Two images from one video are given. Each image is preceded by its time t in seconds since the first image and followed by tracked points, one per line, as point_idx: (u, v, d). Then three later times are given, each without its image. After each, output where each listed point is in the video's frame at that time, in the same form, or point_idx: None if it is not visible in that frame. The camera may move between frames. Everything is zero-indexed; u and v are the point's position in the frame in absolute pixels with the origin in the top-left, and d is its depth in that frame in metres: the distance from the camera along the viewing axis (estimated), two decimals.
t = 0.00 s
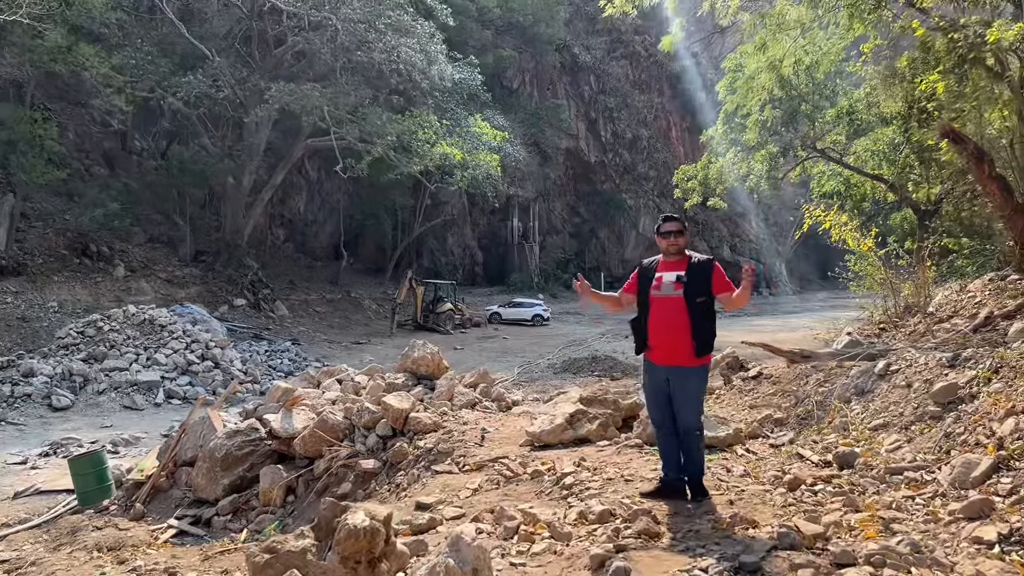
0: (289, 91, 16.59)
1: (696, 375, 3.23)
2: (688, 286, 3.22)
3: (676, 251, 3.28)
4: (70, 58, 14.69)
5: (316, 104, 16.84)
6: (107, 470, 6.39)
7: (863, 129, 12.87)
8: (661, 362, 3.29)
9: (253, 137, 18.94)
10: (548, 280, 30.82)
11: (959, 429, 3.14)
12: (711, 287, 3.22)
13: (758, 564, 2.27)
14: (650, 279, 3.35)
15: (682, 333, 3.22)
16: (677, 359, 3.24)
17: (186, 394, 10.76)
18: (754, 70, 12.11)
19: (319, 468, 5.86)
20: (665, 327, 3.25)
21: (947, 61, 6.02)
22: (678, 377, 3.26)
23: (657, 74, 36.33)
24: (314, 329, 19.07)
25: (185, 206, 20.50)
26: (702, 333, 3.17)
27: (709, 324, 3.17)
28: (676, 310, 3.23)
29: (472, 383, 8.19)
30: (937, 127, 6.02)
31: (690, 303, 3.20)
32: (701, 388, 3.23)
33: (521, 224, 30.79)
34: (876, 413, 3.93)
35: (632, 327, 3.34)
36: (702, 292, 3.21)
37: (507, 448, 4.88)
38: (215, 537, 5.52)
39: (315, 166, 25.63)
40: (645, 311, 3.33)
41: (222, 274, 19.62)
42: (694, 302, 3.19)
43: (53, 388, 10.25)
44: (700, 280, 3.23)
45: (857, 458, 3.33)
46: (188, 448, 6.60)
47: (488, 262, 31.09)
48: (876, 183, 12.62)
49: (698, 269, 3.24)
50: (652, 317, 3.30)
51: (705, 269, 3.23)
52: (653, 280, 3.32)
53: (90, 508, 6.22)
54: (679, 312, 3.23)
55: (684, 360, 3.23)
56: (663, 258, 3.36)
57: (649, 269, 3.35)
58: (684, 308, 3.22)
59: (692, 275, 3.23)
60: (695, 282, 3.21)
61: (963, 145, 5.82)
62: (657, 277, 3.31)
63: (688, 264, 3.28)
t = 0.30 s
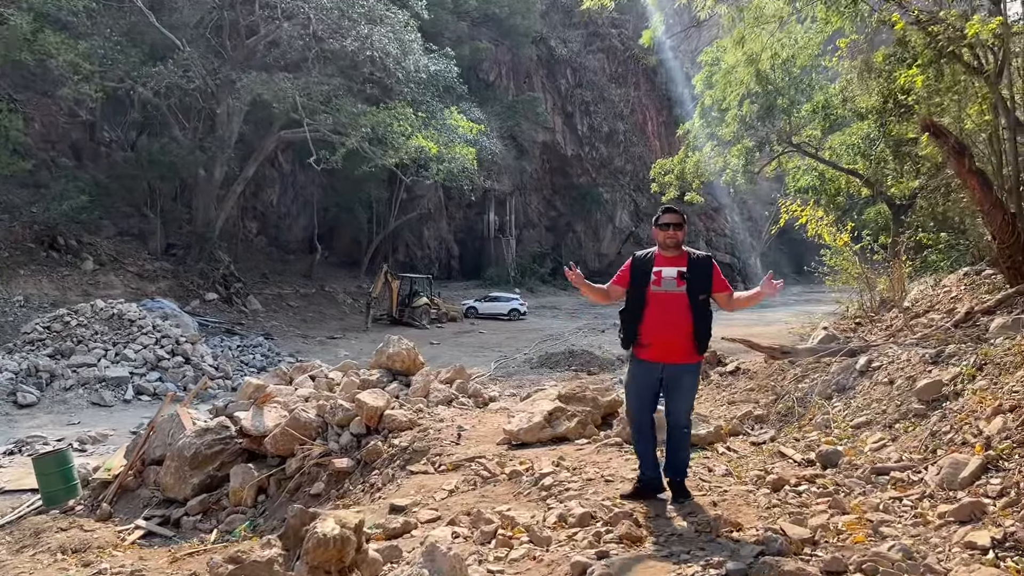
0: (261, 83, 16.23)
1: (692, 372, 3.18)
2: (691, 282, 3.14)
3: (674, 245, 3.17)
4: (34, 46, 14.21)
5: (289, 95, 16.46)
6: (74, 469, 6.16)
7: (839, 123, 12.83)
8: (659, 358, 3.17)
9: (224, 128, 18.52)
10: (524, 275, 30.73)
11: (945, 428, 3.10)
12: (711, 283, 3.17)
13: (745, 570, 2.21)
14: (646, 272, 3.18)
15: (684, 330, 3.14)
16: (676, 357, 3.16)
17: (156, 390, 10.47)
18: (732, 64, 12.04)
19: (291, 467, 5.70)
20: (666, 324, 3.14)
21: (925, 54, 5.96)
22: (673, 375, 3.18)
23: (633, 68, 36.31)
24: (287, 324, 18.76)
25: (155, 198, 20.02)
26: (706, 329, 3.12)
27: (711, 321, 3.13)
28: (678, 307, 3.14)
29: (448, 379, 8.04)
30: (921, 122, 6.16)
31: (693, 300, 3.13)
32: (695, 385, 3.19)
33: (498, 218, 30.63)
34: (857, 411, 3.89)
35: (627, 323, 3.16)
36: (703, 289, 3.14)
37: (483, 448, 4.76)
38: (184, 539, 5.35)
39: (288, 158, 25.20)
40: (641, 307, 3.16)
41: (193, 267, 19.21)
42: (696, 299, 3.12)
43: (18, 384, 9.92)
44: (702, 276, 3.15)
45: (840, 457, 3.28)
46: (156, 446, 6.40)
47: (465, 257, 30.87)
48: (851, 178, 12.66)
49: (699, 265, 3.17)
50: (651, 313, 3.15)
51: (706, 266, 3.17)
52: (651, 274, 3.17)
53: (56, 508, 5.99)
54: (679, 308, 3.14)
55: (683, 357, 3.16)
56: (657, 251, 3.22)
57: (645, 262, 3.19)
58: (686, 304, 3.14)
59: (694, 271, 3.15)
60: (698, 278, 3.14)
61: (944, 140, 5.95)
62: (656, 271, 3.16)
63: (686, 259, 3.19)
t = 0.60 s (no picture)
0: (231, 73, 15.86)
1: (678, 366, 3.10)
2: (677, 274, 3.05)
3: (659, 235, 3.07)
4: None
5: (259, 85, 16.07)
6: (37, 467, 5.87)
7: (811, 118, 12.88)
8: (645, 352, 3.07)
9: (193, 119, 18.08)
10: (500, 268, 30.62)
11: (926, 422, 3.05)
12: (697, 274, 3.09)
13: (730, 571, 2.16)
14: (632, 263, 3.09)
15: (671, 322, 3.05)
16: (662, 349, 3.07)
17: (124, 385, 10.15)
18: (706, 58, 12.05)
19: (260, 464, 5.53)
20: (653, 316, 3.04)
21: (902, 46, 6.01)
22: (659, 369, 3.09)
23: (607, 61, 36.29)
24: (259, 318, 18.42)
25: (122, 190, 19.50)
26: (693, 322, 3.04)
27: (698, 313, 3.06)
28: (665, 299, 3.05)
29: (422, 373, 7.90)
30: (897, 113, 6.24)
31: (680, 291, 3.04)
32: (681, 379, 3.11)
33: (473, 211, 30.43)
34: (835, 405, 3.84)
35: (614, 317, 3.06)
36: (690, 281, 3.06)
37: (457, 445, 4.65)
38: (149, 538, 5.15)
39: (259, 149, 24.73)
40: (627, 299, 3.07)
41: (163, 260, 18.76)
42: (683, 291, 3.04)
43: None
44: (688, 268, 3.07)
45: (820, 452, 3.22)
46: (122, 443, 6.19)
47: (439, 250, 30.64)
48: (823, 171, 12.73)
49: (685, 256, 3.08)
50: (638, 306, 3.06)
51: (692, 256, 3.09)
52: (637, 265, 3.07)
53: (17, 508, 5.71)
54: (665, 300, 3.06)
55: (669, 351, 3.07)
56: (641, 242, 3.12)
57: (631, 253, 3.09)
58: (673, 296, 3.06)
59: (680, 262, 3.06)
60: (684, 269, 3.05)
61: (919, 131, 6.01)
62: (642, 263, 3.07)
63: (671, 250, 3.10)
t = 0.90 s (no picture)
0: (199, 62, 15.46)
1: (649, 363, 3.01)
2: (649, 269, 2.95)
3: (630, 229, 2.97)
4: None
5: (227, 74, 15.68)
6: None
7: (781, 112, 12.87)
8: (617, 349, 2.98)
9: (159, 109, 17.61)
10: (473, 261, 30.46)
11: (903, 420, 3.01)
12: (669, 268, 3.00)
13: None
14: (603, 258, 2.97)
15: (642, 319, 2.96)
16: (634, 347, 2.98)
17: (87, 380, 9.83)
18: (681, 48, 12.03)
19: (223, 462, 5.33)
20: (625, 313, 2.95)
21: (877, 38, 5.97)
22: (630, 366, 3.01)
23: (580, 55, 36.24)
24: (228, 312, 18.04)
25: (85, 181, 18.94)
26: (664, 319, 2.96)
27: (670, 309, 2.98)
28: (637, 295, 2.96)
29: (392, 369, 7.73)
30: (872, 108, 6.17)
31: (652, 287, 2.96)
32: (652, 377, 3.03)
33: (445, 204, 30.20)
34: (809, 402, 3.79)
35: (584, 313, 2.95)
36: (662, 276, 2.97)
37: (426, 443, 4.53)
38: (109, 538, 4.93)
39: (228, 140, 24.23)
40: (599, 295, 2.96)
41: (128, 253, 18.27)
42: (655, 287, 2.95)
43: None
44: (660, 262, 2.98)
45: (794, 450, 3.16)
46: (82, 441, 5.95)
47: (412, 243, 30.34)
48: (793, 166, 12.78)
49: (657, 250, 2.99)
50: (610, 303, 2.96)
51: (664, 250, 3.00)
52: (608, 261, 2.96)
53: None
54: (637, 297, 2.96)
55: (640, 348, 2.99)
56: (612, 236, 3.01)
57: (602, 248, 2.98)
58: (644, 293, 2.96)
59: (652, 257, 2.97)
60: (656, 264, 2.96)
61: (893, 125, 5.92)
62: (613, 258, 2.96)
63: (643, 244, 3.00)
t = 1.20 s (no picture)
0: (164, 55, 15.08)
1: (622, 363, 2.93)
2: (624, 267, 2.87)
3: (605, 225, 2.88)
4: None
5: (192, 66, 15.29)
6: None
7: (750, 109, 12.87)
8: (589, 349, 2.89)
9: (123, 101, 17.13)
10: (446, 258, 30.27)
11: (880, 421, 2.98)
12: (644, 264, 2.92)
13: None
14: (576, 253, 2.88)
15: (616, 317, 2.87)
16: (608, 346, 2.89)
17: (49, 378, 9.50)
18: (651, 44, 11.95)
19: (187, 464, 5.14)
20: (599, 311, 2.86)
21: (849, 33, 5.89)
22: (603, 366, 2.92)
23: (553, 52, 36.17)
24: (195, 308, 17.65)
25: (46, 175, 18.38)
26: (638, 318, 2.88)
27: (644, 307, 2.89)
28: (611, 292, 2.87)
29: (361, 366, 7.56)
30: (843, 104, 6.07)
31: (627, 285, 2.87)
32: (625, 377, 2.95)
33: (417, 200, 29.93)
34: (784, 403, 3.75)
35: (556, 310, 2.86)
36: (637, 272, 2.88)
37: (396, 445, 4.40)
38: (68, 543, 4.75)
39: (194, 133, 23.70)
40: (573, 292, 2.87)
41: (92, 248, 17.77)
42: (630, 285, 2.86)
43: None
44: (635, 258, 2.89)
45: (770, 451, 3.10)
46: (41, 442, 5.71)
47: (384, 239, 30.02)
48: (764, 163, 12.83)
49: (632, 247, 2.90)
50: (584, 300, 2.86)
51: (639, 246, 2.91)
52: (582, 258, 2.87)
53: None
54: (611, 295, 2.88)
55: (614, 347, 2.90)
56: (586, 231, 2.92)
57: (575, 243, 2.88)
58: (619, 290, 2.88)
59: (626, 253, 2.88)
60: (631, 260, 2.87)
61: (867, 122, 5.76)
62: (587, 254, 2.87)
63: (618, 241, 2.91)
